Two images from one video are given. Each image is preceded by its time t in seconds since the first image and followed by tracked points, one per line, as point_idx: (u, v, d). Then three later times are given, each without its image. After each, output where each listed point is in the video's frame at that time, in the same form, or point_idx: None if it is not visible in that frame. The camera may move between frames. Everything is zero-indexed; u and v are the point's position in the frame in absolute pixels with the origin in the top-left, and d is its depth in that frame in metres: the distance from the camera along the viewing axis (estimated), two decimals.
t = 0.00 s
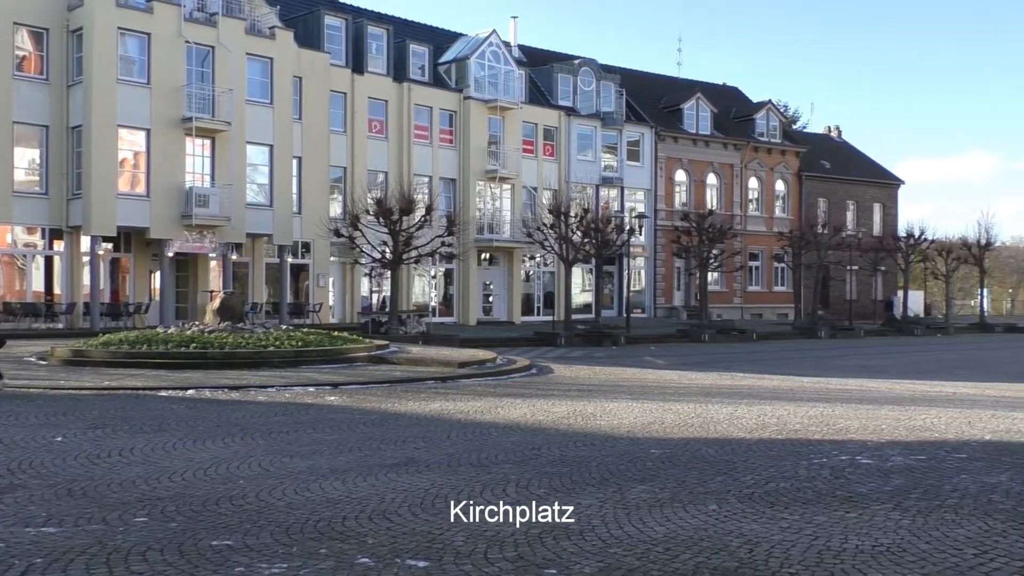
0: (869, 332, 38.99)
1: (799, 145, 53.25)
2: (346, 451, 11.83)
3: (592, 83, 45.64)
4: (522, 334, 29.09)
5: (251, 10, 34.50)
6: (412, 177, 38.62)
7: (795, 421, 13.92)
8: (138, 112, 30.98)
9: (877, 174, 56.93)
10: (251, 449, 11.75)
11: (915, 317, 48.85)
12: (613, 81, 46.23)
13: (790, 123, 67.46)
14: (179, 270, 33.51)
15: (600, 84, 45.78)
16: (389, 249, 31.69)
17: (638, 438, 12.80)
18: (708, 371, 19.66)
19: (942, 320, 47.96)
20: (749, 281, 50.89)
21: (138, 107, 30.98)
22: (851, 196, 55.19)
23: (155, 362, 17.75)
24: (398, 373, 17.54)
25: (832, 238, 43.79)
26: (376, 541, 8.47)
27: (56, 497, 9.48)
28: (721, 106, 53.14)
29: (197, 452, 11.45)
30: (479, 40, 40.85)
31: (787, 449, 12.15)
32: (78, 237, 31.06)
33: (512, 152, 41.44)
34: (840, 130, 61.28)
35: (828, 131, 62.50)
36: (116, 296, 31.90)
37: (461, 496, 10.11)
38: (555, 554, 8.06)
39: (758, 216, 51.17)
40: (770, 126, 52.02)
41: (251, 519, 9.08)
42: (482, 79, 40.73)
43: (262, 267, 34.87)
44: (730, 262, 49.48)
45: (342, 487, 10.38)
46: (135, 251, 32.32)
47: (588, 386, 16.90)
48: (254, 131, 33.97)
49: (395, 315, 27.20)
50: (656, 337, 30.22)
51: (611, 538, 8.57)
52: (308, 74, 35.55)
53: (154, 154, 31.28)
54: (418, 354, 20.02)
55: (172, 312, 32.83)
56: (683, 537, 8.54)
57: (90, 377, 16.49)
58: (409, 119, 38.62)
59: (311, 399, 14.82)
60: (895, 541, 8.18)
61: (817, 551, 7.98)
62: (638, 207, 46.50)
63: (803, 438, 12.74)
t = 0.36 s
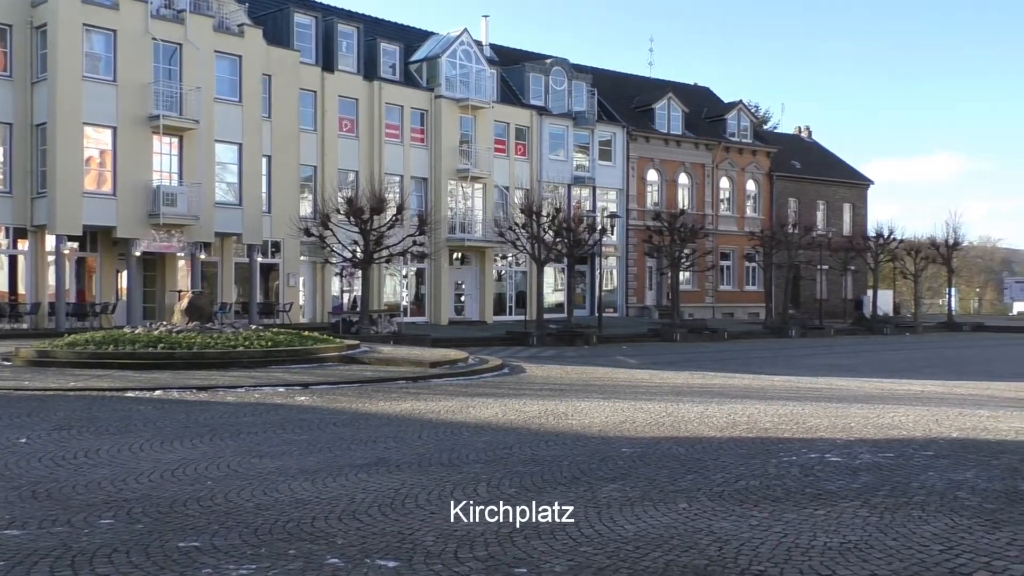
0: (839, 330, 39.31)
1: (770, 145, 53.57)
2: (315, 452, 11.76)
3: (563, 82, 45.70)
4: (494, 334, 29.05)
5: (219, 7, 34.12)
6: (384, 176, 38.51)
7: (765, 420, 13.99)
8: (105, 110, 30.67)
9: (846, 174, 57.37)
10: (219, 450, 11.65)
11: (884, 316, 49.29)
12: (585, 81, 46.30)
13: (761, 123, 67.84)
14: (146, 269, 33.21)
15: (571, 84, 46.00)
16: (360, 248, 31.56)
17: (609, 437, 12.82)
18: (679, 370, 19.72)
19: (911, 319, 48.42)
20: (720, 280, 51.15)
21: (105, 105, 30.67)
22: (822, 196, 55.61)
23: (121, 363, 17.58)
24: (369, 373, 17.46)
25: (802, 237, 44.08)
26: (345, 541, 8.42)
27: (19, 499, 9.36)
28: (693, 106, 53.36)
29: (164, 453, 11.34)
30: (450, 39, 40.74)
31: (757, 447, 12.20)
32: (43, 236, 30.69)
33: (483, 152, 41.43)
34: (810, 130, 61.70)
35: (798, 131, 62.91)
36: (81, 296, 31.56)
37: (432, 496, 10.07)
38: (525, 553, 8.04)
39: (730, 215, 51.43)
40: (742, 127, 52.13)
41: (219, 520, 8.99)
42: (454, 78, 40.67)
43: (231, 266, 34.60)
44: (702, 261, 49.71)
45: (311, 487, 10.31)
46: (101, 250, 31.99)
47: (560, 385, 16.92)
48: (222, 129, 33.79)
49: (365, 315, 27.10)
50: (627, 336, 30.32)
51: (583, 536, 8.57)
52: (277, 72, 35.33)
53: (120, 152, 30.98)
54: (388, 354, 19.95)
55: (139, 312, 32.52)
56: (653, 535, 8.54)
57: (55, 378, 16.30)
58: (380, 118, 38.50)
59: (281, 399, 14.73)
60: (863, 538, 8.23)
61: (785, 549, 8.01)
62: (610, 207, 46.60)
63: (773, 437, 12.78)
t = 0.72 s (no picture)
0: (809, 330, 39.57)
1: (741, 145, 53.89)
2: (285, 453, 11.68)
3: (535, 82, 45.59)
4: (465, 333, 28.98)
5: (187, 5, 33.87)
6: (354, 175, 38.36)
7: (735, 418, 14.05)
8: (70, 108, 30.35)
9: (816, 173, 57.81)
10: (187, 451, 11.55)
11: (853, 315, 49.70)
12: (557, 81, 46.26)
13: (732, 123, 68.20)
14: (112, 269, 32.86)
15: (543, 83, 45.80)
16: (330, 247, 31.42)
17: (580, 436, 12.83)
18: (650, 369, 19.78)
19: (880, 318, 48.86)
20: (691, 280, 51.39)
21: (69, 103, 30.35)
22: (792, 196, 55.99)
23: (87, 364, 17.41)
24: (339, 372, 17.40)
25: (773, 237, 44.34)
26: (314, 543, 8.36)
27: None
28: (664, 106, 53.57)
29: (131, 455, 11.23)
30: (421, 38, 40.64)
31: (727, 445, 12.25)
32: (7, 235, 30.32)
33: (454, 151, 41.36)
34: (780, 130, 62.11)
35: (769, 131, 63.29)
36: (46, 296, 31.20)
37: (402, 496, 10.02)
38: (495, 553, 8.02)
39: (701, 215, 51.68)
40: (713, 127, 52.48)
41: (186, 522, 8.91)
42: (424, 77, 40.60)
43: (199, 266, 34.32)
44: (673, 261, 49.92)
45: (280, 488, 10.24)
46: (66, 250, 31.64)
47: (531, 385, 16.92)
48: (190, 127, 33.52)
49: (335, 315, 26.98)
50: (598, 336, 30.40)
51: (552, 535, 8.56)
52: (245, 70, 35.10)
53: (86, 150, 30.66)
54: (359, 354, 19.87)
55: (105, 312, 32.18)
56: (623, 534, 8.55)
57: (19, 380, 16.11)
58: (350, 117, 38.34)
59: (250, 400, 14.63)
60: (830, 534, 8.28)
61: (754, 546, 8.04)
62: (581, 207, 46.69)
63: (743, 435, 12.83)
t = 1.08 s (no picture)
0: (779, 329, 39.85)
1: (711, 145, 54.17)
2: (252, 453, 11.58)
3: (506, 81, 45.68)
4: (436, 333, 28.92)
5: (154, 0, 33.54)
6: (324, 174, 38.17)
7: (705, 417, 14.10)
8: (33, 104, 30.00)
9: (786, 174, 58.23)
10: (153, 452, 11.43)
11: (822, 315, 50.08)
12: (528, 80, 46.32)
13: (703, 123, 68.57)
14: (77, 268, 32.35)
15: (514, 83, 45.97)
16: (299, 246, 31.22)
17: (550, 436, 12.82)
18: (620, 369, 19.81)
19: (848, 318, 49.28)
20: (662, 280, 51.59)
21: (33, 99, 29.99)
22: (762, 196, 56.36)
23: (51, 364, 17.18)
24: (308, 372, 17.28)
25: (743, 237, 44.56)
26: (282, 543, 8.29)
27: None
28: (635, 106, 53.74)
29: (95, 456, 11.09)
30: (391, 36, 40.46)
31: (696, 445, 12.26)
32: None
33: (425, 150, 41.27)
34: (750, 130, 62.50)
35: (739, 132, 63.67)
36: (9, 296, 30.71)
37: (370, 497, 9.94)
38: (464, 553, 7.97)
39: (672, 215, 51.90)
40: (683, 127, 52.74)
41: (151, 524, 8.79)
42: (394, 76, 40.45)
43: (165, 265, 34.00)
44: (644, 261, 50.08)
45: (247, 489, 10.13)
46: (29, 249, 31.21)
47: (502, 384, 16.89)
48: (157, 125, 33.23)
49: (305, 315, 26.84)
50: (569, 335, 30.42)
51: (522, 535, 8.53)
52: (213, 67, 34.81)
53: (50, 147, 30.30)
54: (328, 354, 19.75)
55: (71, 312, 31.68)
56: (593, 533, 8.54)
57: None
58: (319, 115, 38.13)
59: (217, 400, 14.49)
60: (798, 533, 8.31)
61: (722, 545, 8.05)
62: (552, 207, 46.73)
63: (712, 434, 12.87)
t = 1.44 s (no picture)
0: (749, 329, 40.08)
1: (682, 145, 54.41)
2: (218, 454, 11.44)
3: (477, 79, 45.65)
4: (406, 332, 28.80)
5: None
6: (292, 172, 37.92)
7: (675, 416, 14.12)
8: None
9: (756, 175, 58.60)
10: (118, 452, 11.28)
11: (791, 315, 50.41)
12: (498, 79, 46.45)
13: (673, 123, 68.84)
14: (39, 267, 31.91)
15: (485, 82, 45.94)
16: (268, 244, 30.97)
17: (519, 435, 12.78)
18: (591, 368, 19.82)
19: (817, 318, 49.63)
20: (633, 279, 51.74)
21: None
22: (732, 196, 56.68)
23: (13, 364, 16.92)
24: (276, 372, 17.12)
25: (713, 237, 44.73)
26: (249, 544, 8.18)
27: None
28: (606, 106, 53.86)
29: (58, 457, 10.92)
30: (361, 34, 40.25)
31: (667, 443, 12.25)
32: None
33: (395, 148, 41.11)
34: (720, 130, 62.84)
35: (709, 132, 64.00)
36: None
37: (339, 497, 9.84)
38: (433, 553, 7.91)
39: (642, 215, 52.06)
40: (654, 127, 52.96)
41: (115, 526, 8.66)
42: (364, 74, 40.27)
43: (131, 264, 33.61)
44: (615, 260, 50.19)
45: (214, 490, 10.01)
46: None
47: (472, 384, 16.83)
48: (121, 122, 32.89)
49: (273, 314, 26.67)
50: (540, 334, 30.38)
51: (492, 535, 8.47)
52: (179, 63, 34.46)
53: (11, 143, 29.90)
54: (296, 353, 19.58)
55: (33, 311, 31.22)
56: (563, 532, 8.51)
57: None
58: (287, 113, 37.87)
59: (184, 400, 14.33)
60: (766, 530, 8.32)
61: (691, 542, 8.04)
62: (523, 206, 46.71)
63: (682, 433, 12.89)
